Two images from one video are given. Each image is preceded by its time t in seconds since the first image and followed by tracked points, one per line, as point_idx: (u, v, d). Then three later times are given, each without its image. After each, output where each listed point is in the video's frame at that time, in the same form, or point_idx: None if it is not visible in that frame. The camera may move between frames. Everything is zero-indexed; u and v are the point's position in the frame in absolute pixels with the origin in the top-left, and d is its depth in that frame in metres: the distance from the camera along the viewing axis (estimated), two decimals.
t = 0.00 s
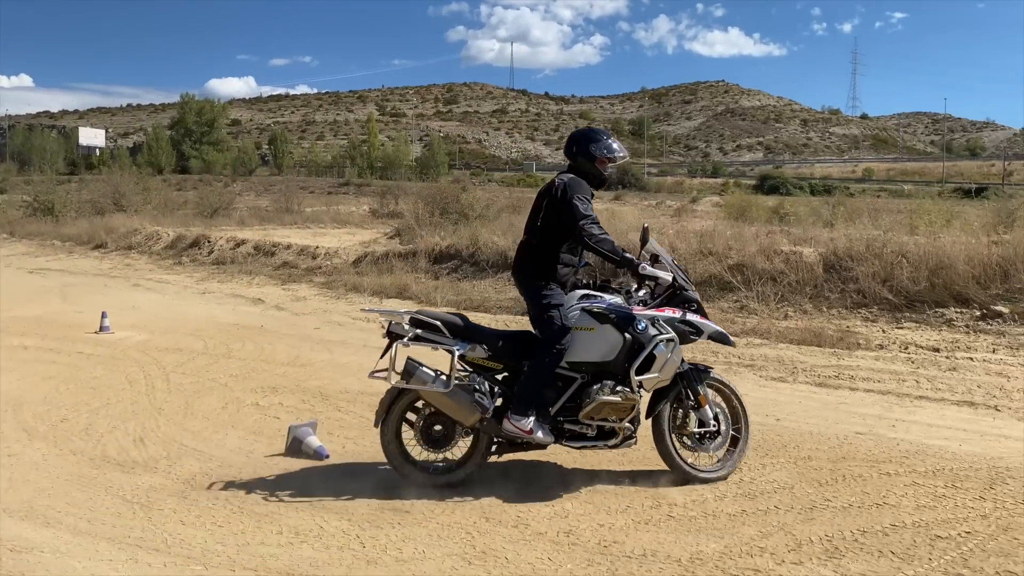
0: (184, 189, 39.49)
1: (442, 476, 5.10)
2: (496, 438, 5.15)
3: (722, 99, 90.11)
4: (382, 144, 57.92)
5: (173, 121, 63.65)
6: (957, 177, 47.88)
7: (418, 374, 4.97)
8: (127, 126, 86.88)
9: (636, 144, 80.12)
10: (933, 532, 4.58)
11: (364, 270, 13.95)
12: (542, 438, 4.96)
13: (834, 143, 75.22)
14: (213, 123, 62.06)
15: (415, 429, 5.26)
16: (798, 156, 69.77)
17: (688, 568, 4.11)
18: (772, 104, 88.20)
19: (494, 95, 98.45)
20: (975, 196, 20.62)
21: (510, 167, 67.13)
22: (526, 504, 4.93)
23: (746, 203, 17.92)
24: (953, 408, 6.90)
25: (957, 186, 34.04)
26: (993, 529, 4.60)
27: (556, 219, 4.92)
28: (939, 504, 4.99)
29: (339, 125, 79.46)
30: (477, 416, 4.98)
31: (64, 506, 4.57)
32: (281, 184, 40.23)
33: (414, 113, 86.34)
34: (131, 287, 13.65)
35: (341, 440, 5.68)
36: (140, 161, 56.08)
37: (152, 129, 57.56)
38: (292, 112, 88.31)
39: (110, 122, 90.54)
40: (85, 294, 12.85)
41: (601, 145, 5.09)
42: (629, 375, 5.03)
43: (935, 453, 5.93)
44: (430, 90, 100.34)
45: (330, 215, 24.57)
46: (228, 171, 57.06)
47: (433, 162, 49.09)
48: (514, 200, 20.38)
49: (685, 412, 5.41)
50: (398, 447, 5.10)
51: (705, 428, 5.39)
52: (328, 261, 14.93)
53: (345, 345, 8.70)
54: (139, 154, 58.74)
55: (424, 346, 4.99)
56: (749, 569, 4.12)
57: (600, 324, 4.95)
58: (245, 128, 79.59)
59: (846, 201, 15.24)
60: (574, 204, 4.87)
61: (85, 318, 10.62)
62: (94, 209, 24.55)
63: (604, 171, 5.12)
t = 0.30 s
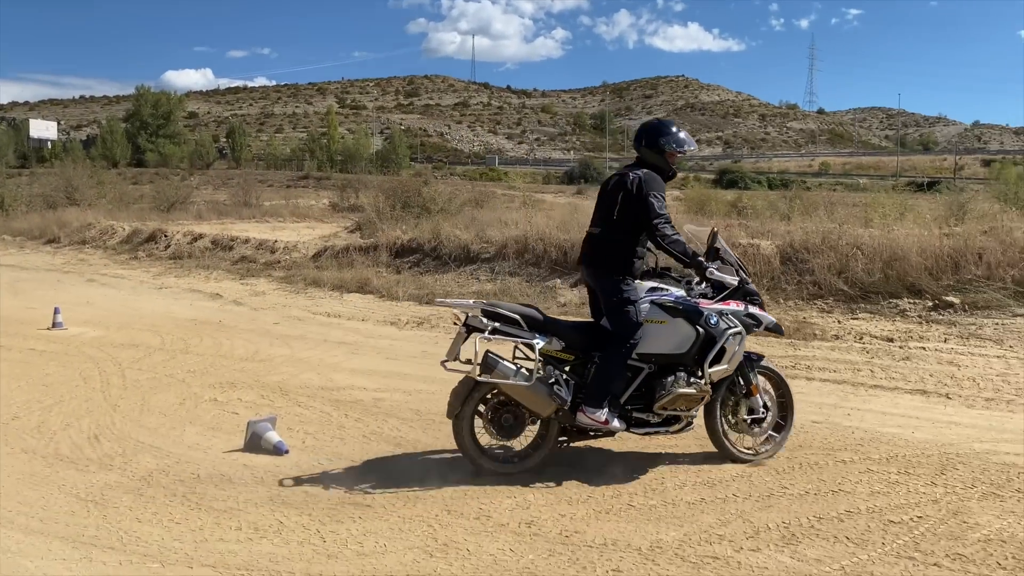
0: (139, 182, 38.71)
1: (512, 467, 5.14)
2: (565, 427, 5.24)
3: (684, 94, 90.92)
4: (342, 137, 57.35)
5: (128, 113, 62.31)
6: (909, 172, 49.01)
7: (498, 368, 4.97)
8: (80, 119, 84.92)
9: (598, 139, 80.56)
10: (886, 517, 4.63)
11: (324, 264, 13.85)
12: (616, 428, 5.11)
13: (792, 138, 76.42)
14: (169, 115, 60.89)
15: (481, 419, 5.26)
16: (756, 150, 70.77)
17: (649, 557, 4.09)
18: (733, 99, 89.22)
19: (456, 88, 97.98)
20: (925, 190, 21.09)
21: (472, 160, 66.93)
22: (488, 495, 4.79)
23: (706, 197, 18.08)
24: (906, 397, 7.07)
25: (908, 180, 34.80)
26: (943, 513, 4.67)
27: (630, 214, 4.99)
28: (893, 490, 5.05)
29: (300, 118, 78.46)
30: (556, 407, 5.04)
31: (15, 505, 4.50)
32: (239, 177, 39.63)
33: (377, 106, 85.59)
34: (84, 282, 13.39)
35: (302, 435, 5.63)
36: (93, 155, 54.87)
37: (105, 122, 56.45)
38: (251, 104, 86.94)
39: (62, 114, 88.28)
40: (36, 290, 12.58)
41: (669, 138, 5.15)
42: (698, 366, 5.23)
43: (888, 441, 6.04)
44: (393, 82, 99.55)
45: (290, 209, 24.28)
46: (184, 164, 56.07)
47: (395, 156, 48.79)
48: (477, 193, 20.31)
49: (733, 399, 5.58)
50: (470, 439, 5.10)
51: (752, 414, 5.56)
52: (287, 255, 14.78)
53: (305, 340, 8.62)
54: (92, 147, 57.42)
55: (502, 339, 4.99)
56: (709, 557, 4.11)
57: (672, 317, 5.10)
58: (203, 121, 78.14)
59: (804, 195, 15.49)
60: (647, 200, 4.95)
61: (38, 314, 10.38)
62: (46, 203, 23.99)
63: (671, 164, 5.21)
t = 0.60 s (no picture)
0: (107, 175, 38.10)
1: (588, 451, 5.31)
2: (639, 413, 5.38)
3: (659, 84, 91.18)
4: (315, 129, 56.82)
5: (95, 104, 61.16)
6: (879, 162, 49.64)
7: (577, 359, 5.09)
8: (46, 110, 83.22)
9: (573, 130, 80.63)
10: (855, 504, 4.67)
11: (296, 257, 13.74)
12: (689, 415, 5.21)
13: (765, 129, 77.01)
14: (138, 106, 59.93)
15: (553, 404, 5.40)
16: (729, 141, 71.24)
17: (622, 546, 4.13)
18: (707, 90, 89.65)
19: (429, 78, 97.35)
20: (892, 180, 21.39)
21: (447, 152, 66.56)
22: (461, 487, 4.76)
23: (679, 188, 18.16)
24: (876, 385, 7.17)
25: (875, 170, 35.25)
26: (911, 499, 4.72)
27: (702, 210, 5.05)
28: (863, 477, 5.10)
29: (271, 109, 77.56)
30: (633, 396, 5.18)
31: None
32: (209, 168, 39.13)
33: (350, 97, 84.86)
34: (50, 276, 13.16)
35: (273, 429, 5.61)
36: (60, 146, 53.83)
37: (71, 113, 55.39)
38: (222, 95, 85.78)
39: (28, 106, 86.51)
40: None
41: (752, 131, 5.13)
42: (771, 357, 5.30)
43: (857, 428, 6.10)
44: (366, 72, 98.71)
45: (261, 201, 24.04)
46: (154, 156, 55.28)
47: (368, 148, 48.44)
48: (450, 184, 20.22)
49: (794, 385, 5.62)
50: (547, 425, 5.24)
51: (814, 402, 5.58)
52: (258, 248, 14.65)
53: (277, 333, 8.56)
54: (59, 139, 56.30)
55: (581, 330, 5.10)
56: (681, 546, 4.15)
57: (746, 309, 5.15)
58: (172, 112, 76.91)
59: (776, 185, 15.61)
60: (718, 196, 4.98)
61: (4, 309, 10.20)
62: (11, 195, 23.56)
63: (754, 158, 5.18)
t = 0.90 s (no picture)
0: (93, 168, 37.87)
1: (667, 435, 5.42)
2: (724, 400, 5.42)
3: (648, 75, 91.08)
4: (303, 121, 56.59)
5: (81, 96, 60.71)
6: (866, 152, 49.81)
7: (659, 344, 5.20)
8: (32, 103, 82.57)
9: (562, 121, 80.52)
10: (842, 491, 4.71)
11: (285, 250, 13.71)
12: (775, 402, 5.18)
13: (755, 119, 77.21)
14: (125, 99, 59.52)
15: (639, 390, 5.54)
16: (717, 131, 71.32)
17: (611, 535, 4.16)
18: (696, 80, 89.63)
19: (418, 70, 96.92)
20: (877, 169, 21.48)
21: (437, 143, 66.40)
22: (451, 477, 4.78)
23: (669, 178, 18.18)
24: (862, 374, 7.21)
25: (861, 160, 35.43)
26: (897, 486, 4.77)
27: (784, 199, 5.09)
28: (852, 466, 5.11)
29: (260, 101, 77.14)
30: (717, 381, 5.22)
31: None
32: (196, 161, 38.95)
33: (339, 89, 84.49)
34: (37, 270, 13.09)
35: (262, 422, 5.61)
36: (46, 140, 53.45)
37: (58, 107, 54.98)
38: (210, 87, 85.27)
39: (13, 98, 85.78)
40: None
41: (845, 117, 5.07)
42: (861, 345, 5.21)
43: (843, 417, 6.16)
44: (355, 64, 98.22)
45: (250, 193, 23.96)
46: (141, 150, 54.96)
47: (357, 140, 48.31)
48: (440, 176, 20.19)
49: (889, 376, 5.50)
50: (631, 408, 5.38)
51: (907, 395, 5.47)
52: (247, 240, 14.61)
53: (266, 325, 8.55)
54: (45, 132, 55.92)
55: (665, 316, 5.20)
56: (669, 534, 4.19)
57: (835, 297, 5.10)
58: (159, 104, 76.41)
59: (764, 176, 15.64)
60: (797, 184, 5.01)
61: None
62: None
63: (845, 144, 5.11)
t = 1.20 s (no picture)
0: (96, 164, 37.96)
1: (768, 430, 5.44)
2: (826, 396, 5.37)
3: (649, 69, 90.74)
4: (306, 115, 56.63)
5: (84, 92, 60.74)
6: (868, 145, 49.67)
7: (759, 339, 5.20)
8: (33, 99, 82.63)
9: (564, 114, 80.38)
10: (842, 484, 4.72)
11: (288, 245, 13.75)
12: (879, 400, 5.11)
13: (758, 113, 77.01)
14: (127, 94, 59.65)
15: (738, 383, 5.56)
16: (720, 124, 71.13)
17: (610, 528, 4.18)
18: (699, 73, 89.33)
19: (421, 64, 96.78)
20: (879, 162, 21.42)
21: (440, 138, 66.37)
22: (452, 471, 4.81)
23: (671, 171, 18.15)
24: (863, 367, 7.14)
25: (862, 153, 35.35)
26: (897, 479, 4.78)
27: (892, 195, 5.04)
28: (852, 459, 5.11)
29: (262, 96, 77.21)
30: (819, 378, 5.17)
31: None
32: (199, 157, 39.06)
33: (341, 84, 84.45)
34: (40, 266, 13.14)
35: (264, 417, 5.65)
36: (49, 136, 53.54)
37: (60, 103, 55.05)
38: (212, 82, 85.28)
39: (17, 94, 86.06)
40: None
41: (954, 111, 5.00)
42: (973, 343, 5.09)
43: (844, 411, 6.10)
44: (357, 58, 98.17)
45: (253, 188, 24.02)
46: (144, 145, 55.12)
47: (359, 135, 48.34)
48: (442, 171, 20.21)
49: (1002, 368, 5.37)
50: (729, 401, 5.43)
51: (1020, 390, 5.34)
52: (250, 236, 14.66)
53: (269, 320, 8.59)
54: (49, 128, 55.99)
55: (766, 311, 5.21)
56: (669, 527, 4.20)
57: (944, 294, 4.99)
58: (162, 100, 76.53)
59: (767, 169, 15.60)
60: (906, 180, 4.96)
61: None
62: None
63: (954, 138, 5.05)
